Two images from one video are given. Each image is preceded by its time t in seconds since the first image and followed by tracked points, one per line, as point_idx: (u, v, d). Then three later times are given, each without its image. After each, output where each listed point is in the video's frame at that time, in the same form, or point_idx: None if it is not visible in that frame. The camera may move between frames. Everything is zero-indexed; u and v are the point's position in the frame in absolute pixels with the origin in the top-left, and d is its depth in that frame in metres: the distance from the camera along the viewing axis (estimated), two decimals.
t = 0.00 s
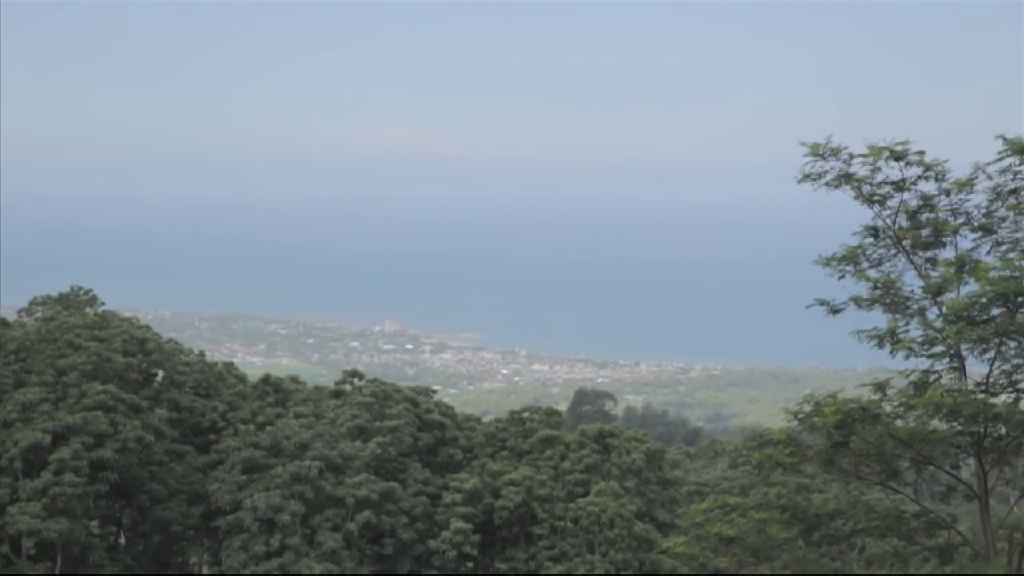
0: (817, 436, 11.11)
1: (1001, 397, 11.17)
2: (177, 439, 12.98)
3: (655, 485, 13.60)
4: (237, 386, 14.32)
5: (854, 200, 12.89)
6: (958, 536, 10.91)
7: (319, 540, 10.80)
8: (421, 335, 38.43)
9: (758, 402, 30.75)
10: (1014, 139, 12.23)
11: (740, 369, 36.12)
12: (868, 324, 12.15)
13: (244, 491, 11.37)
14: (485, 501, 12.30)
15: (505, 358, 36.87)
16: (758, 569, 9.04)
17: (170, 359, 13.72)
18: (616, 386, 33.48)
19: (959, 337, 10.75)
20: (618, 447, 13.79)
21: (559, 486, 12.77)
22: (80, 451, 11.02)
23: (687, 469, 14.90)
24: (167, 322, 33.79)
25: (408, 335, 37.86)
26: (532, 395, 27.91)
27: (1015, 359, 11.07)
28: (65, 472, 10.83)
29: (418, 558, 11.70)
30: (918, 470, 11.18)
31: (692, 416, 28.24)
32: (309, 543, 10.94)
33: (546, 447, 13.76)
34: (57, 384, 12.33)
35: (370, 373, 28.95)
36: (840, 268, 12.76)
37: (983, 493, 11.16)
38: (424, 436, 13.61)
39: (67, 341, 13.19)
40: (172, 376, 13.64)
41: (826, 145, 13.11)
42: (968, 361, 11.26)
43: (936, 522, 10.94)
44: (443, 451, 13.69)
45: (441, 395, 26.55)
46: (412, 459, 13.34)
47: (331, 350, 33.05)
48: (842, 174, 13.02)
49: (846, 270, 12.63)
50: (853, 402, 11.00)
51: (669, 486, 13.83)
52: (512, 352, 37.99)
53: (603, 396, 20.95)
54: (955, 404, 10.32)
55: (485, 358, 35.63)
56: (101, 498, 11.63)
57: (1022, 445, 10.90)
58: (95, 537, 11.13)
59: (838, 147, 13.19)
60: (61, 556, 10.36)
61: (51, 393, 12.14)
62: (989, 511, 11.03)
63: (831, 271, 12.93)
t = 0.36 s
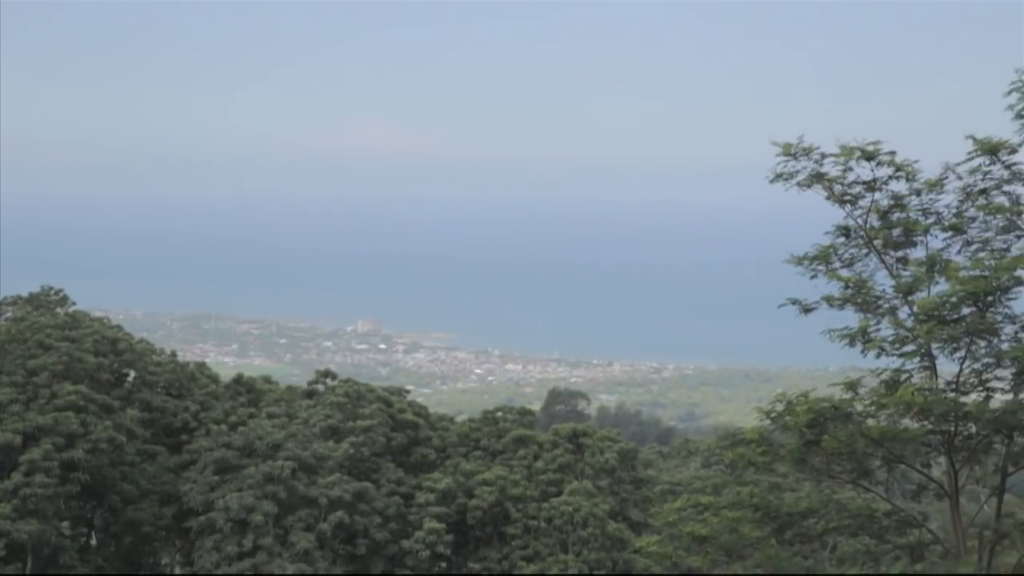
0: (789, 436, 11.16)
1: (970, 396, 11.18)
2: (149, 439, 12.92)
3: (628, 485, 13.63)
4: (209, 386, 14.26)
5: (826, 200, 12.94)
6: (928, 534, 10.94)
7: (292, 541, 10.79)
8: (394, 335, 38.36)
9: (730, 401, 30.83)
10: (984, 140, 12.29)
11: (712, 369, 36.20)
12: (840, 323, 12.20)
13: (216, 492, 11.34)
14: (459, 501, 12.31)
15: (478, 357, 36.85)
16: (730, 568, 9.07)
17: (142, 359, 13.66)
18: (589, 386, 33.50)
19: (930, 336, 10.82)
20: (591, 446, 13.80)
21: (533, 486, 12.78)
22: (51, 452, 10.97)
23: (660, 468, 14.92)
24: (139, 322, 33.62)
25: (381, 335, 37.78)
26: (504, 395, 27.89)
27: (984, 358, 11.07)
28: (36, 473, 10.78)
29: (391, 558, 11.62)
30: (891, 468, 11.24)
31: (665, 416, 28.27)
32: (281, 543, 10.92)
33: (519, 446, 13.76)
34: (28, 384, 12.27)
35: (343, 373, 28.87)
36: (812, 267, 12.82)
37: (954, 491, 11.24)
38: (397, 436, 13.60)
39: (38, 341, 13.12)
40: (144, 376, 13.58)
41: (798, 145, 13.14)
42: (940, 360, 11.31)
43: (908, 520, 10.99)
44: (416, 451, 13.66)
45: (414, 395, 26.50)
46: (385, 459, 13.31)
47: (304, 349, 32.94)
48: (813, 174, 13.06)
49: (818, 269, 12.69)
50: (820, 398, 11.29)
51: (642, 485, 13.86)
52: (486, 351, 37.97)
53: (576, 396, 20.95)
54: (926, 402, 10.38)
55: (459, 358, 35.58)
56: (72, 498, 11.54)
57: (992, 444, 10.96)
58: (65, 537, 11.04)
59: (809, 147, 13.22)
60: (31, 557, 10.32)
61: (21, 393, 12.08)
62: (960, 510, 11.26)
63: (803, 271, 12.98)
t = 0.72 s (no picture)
0: (764, 435, 11.20)
1: (944, 394, 10.98)
2: (122, 440, 12.83)
3: (603, 484, 13.63)
4: (183, 386, 14.20)
5: (800, 199, 12.98)
6: (903, 532, 11.05)
7: (266, 541, 10.73)
8: (370, 335, 38.28)
9: (706, 400, 30.88)
10: (957, 140, 12.35)
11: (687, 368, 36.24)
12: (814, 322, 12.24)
13: (190, 493, 11.35)
14: (434, 501, 12.28)
15: (454, 357, 36.81)
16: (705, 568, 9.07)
17: (116, 360, 13.59)
18: (565, 386, 33.50)
19: (903, 335, 10.88)
20: (566, 446, 13.80)
21: (507, 485, 12.75)
22: (25, 453, 11.02)
23: (635, 466, 14.92)
24: (113, 322, 33.47)
25: (356, 335, 37.70)
26: (480, 395, 27.85)
27: (957, 357, 11.06)
28: (8, 474, 10.84)
29: (365, 558, 11.46)
30: (865, 467, 11.31)
31: (641, 415, 28.28)
32: (256, 544, 10.84)
33: (494, 446, 13.75)
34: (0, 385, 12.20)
35: (318, 373, 28.79)
36: (786, 267, 12.86)
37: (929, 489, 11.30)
38: (372, 436, 13.56)
39: (10, 342, 13.04)
40: (118, 376, 13.50)
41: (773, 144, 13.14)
42: (912, 359, 11.26)
43: (882, 519, 11.06)
44: (391, 451, 13.62)
45: (389, 395, 26.43)
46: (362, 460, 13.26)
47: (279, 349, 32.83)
48: (788, 173, 13.08)
49: (793, 269, 12.74)
50: (799, 400, 11.04)
51: (617, 485, 13.86)
52: (461, 351, 37.92)
53: (552, 395, 20.94)
54: (899, 402, 10.42)
55: (434, 358, 35.51)
56: (44, 499, 11.57)
57: (964, 443, 11.00)
58: (38, 538, 10.99)
59: (784, 146, 13.23)
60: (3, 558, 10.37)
61: None
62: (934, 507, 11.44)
63: (778, 271, 13.03)
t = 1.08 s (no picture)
0: (735, 434, 11.26)
1: (914, 393, 11.15)
2: (92, 441, 12.77)
3: (575, 484, 13.67)
4: (154, 386, 14.14)
5: (771, 199, 13.03)
6: (872, 530, 11.10)
7: (237, 542, 10.74)
8: (341, 335, 38.20)
9: (677, 399, 30.96)
10: (927, 140, 12.42)
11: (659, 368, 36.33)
12: (785, 321, 12.32)
13: (161, 493, 11.28)
14: (407, 501, 12.28)
15: (426, 357, 36.79)
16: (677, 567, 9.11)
17: (85, 360, 13.52)
18: (537, 385, 33.51)
19: (873, 334, 10.93)
20: (539, 445, 13.83)
21: (480, 485, 12.77)
22: None
23: (607, 465, 14.95)
24: (82, 322, 33.30)
25: (328, 335, 37.62)
26: (452, 394, 27.83)
27: (927, 356, 11.11)
28: None
29: (338, 558, 11.53)
30: (836, 466, 11.41)
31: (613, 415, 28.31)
32: (227, 544, 10.88)
33: (467, 446, 13.76)
34: None
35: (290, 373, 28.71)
36: (757, 267, 12.93)
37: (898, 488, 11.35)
38: (344, 436, 13.55)
39: None
40: (88, 377, 13.43)
41: (744, 144, 13.19)
42: (883, 359, 11.41)
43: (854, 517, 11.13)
44: (363, 451, 13.61)
45: (361, 395, 26.38)
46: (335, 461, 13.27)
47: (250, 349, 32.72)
48: (759, 173, 13.12)
49: (763, 269, 12.82)
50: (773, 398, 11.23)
51: (589, 484, 13.89)
52: (433, 350, 37.89)
53: (523, 395, 20.96)
54: (869, 400, 10.48)
55: (406, 358, 35.46)
56: (14, 500, 11.37)
57: (934, 441, 11.06)
58: (8, 540, 10.91)
59: (755, 146, 13.27)
60: None
61: None
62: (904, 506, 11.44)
63: (748, 271, 13.10)
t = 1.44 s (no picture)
0: (708, 433, 11.30)
1: (885, 392, 11.19)
2: (63, 441, 12.70)
3: (548, 484, 13.68)
4: (125, 387, 14.08)
5: (743, 199, 13.07)
6: (843, 529, 11.15)
7: (210, 543, 10.70)
8: (314, 335, 38.10)
9: (650, 398, 31.02)
10: (898, 140, 12.49)
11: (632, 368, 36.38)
12: (757, 320, 12.37)
13: (132, 494, 11.24)
14: (379, 502, 12.25)
15: (399, 357, 36.74)
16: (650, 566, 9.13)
17: (56, 361, 13.44)
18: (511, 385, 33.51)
19: (845, 333, 10.97)
20: (512, 445, 13.83)
21: (453, 485, 12.77)
22: None
23: (580, 465, 14.96)
24: (52, 322, 33.12)
25: (300, 334, 37.53)
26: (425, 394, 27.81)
27: (898, 355, 11.18)
28: None
29: (310, 559, 11.51)
30: (808, 466, 11.45)
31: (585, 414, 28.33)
32: (199, 546, 10.84)
33: (440, 446, 13.74)
34: None
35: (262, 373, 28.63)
36: (729, 267, 12.97)
37: (869, 487, 11.39)
38: (317, 436, 13.52)
39: None
40: (59, 378, 13.36)
41: (716, 144, 13.22)
42: (854, 357, 11.46)
43: (825, 517, 11.17)
44: (336, 451, 13.58)
45: (334, 395, 26.31)
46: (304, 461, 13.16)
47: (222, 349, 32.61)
48: (731, 173, 13.16)
49: (735, 269, 12.86)
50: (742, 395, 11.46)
51: (562, 483, 13.91)
52: (406, 350, 37.84)
53: (496, 395, 20.95)
54: (841, 399, 10.53)
55: (379, 358, 35.39)
56: None
57: (905, 440, 11.14)
58: None
59: (727, 146, 13.31)
60: None
61: None
62: (874, 504, 11.57)
63: (721, 271, 13.14)
